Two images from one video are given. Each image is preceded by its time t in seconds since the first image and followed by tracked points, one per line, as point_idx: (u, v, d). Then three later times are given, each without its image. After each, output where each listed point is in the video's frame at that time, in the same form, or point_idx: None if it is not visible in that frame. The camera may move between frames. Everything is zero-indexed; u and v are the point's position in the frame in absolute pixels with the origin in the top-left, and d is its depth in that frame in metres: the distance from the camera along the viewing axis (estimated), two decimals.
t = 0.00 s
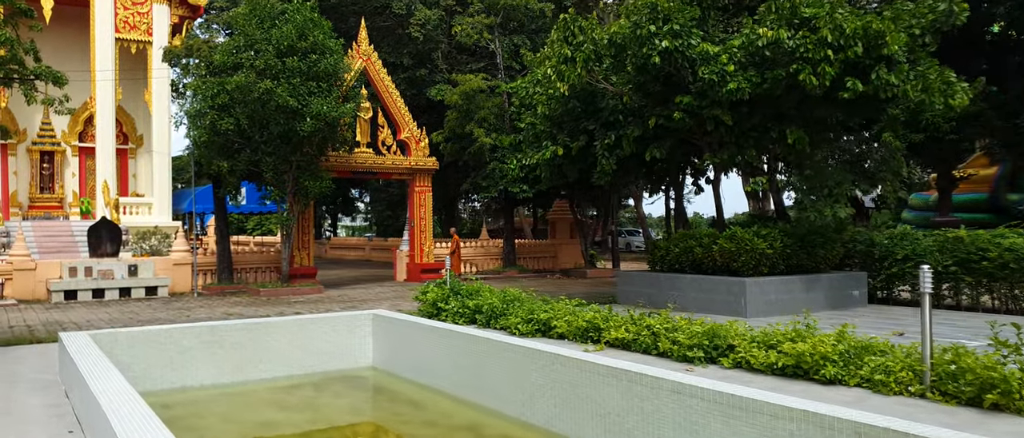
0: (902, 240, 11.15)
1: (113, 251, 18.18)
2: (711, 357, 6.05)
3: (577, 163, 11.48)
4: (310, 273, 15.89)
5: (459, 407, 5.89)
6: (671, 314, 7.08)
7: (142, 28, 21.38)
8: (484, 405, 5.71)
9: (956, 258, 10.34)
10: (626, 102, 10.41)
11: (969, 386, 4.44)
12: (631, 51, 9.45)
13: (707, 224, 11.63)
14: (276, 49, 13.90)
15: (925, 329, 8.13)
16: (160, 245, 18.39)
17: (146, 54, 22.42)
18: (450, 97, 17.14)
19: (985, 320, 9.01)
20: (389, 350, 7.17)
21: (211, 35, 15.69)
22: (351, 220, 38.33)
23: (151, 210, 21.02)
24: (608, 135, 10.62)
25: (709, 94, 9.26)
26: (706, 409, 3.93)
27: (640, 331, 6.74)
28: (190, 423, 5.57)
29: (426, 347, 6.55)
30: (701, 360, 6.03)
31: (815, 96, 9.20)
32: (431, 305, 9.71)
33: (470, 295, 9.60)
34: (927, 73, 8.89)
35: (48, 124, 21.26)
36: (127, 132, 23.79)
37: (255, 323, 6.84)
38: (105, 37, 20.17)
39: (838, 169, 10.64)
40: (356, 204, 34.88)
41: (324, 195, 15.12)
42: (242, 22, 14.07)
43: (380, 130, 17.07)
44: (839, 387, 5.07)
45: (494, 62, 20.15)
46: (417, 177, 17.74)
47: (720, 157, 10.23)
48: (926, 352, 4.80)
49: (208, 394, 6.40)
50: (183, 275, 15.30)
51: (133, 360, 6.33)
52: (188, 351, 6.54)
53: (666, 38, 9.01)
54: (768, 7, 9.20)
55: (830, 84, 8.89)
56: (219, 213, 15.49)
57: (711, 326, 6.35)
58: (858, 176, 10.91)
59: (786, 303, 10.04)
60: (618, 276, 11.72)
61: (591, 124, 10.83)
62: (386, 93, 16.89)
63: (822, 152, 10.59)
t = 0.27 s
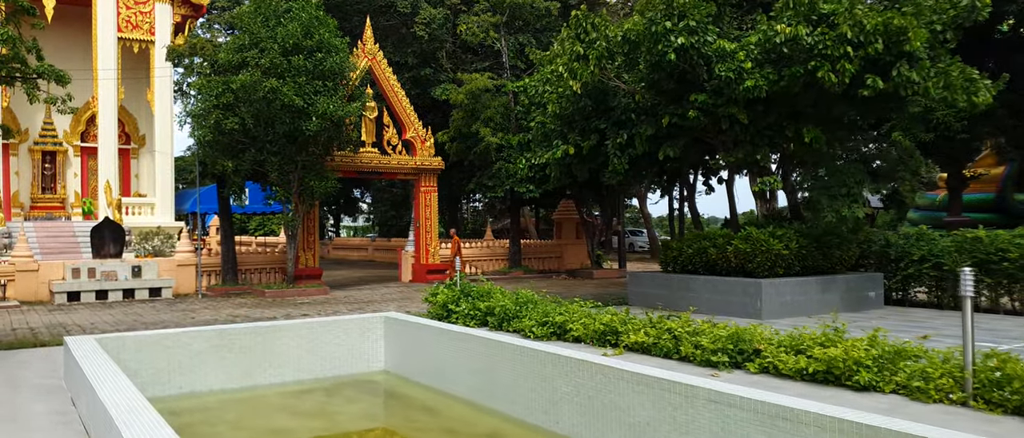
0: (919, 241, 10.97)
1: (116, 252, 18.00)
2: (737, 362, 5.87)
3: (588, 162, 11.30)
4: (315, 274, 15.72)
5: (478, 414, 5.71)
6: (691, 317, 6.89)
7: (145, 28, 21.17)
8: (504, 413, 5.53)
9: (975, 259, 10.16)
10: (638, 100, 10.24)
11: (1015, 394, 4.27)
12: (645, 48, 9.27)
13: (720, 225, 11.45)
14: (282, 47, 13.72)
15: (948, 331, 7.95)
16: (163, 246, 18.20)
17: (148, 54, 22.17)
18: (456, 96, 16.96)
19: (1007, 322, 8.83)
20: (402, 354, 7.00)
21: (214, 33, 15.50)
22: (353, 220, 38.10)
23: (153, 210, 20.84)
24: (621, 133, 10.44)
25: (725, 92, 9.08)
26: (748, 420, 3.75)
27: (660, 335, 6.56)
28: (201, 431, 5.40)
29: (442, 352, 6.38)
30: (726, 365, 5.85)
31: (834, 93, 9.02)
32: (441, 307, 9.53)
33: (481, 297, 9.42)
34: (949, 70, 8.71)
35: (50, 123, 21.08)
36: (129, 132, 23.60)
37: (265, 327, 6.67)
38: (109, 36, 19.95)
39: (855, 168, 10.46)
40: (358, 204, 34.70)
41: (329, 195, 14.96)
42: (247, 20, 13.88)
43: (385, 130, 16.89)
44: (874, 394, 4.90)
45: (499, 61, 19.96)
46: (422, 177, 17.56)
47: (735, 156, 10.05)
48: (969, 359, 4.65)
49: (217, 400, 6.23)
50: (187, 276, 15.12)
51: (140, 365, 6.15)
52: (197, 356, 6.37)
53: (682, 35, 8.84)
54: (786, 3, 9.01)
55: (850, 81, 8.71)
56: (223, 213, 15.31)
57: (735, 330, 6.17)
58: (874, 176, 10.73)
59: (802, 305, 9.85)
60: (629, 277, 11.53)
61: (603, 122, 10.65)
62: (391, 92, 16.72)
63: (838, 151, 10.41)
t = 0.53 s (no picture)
0: (936, 240, 10.76)
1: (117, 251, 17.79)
2: (762, 365, 5.66)
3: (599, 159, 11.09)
4: (320, 273, 15.52)
5: (495, 418, 5.50)
6: (711, 318, 6.68)
7: (146, 25, 21.09)
8: (523, 417, 5.32)
9: (995, 258, 9.94)
10: (651, 95, 10.03)
11: None
12: (660, 42, 9.06)
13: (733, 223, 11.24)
14: (286, 43, 13.52)
15: (974, 332, 7.73)
16: (165, 244, 17.90)
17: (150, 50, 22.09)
18: (461, 93, 16.75)
19: None
20: (413, 355, 6.79)
21: (217, 29, 15.30)
22: (355, 219, 37.88)
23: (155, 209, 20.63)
24: (632, 130, 10.23)
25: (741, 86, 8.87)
26: (790, 427, 3.55)
27: (681, 336, 6.35)
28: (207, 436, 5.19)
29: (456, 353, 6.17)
30: (751, 367, 5.64)
31: (853, 88, 8.80)
32: (451, 307, 9.32)
33: (491, 296, 9.21)
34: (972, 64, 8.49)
35: (50, 121, 20.90)
36: (131, 130, 23.40)
37: (273, 327, 6.46)
38: (109, 33, 19.78)
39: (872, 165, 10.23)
40: (361, 204, 34.49)
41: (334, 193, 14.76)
42: (250, 15, 13.67)
43: (390, 127, 16.69)
44: (911, 398, 4.70)
45: (504, 58, 19.75)
46: (427, 175, 17.35)
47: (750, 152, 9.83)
48: (1012, 362, 4.46)
49: (224, 402, 6.02)
50: (190, 276, 14.91)
51: (145, 366, 5.95)
52: (203, 357, 6.16)
53: (698, 28, 8.63)
54: None
55: (870, 76, 8.49)
56: (226, 212, 15.11)
57: (759, 331, 5.97)
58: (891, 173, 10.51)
59: (819, 305, 9.64)
60: (641, 276, 11.33)
61: (614, 119, 10.43)
62: (396, 89, 16.52)
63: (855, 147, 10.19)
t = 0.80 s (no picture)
0: (955, 240, 10.53)
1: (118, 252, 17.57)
2: (790, 370, 5.43)
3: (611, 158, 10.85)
4: (324, 274, 15.31)
5: (515, 427, 5.27)
6: (734, 321, 6.45)
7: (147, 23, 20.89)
8: (545, 426, 5.10)
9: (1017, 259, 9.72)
10: (665, 93, 9.80)
11: None
12: (675, 37, 8.82)
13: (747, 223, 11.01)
14: (290, 40, 13.30)
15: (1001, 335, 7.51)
16: (166, 245, 17.73)
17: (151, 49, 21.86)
18: (466, 92, 16.53)
19: None
20: (426, 360, 6.57)
21: (219, 27, 15.05)
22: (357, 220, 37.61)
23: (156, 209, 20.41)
24: (646, 128, 10.00)
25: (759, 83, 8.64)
26: None
27: (704, 340, 6.11)
28: None
29: (471, 358, 5.95)
30: (780, 374, 5.41)
31: (874, 85, 8.57)
32: (461, 309, 9.09)
33: (503, 298, 8.98)
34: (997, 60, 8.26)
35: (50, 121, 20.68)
36: (132, 130, 23.18)
37: (282, 331, 6.24)
38: (110, 31, 19.55)
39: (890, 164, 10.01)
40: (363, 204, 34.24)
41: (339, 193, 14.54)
42: (254, 12, 13.41)
43: (395, 126, 16.47)
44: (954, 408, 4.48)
45: (510, 56, 19.51)
46: (432, 175, 17.13)
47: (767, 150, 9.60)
48: None
49: (232, 410, 5.80)
50: (192, 277, 14.68)
51: (149, 372, 5.72)
52: (209, 362, 5.93)
53: (715, 23, 8.39)
54: None
55: (892, 72, 8.26)
56: (229, 212, 14.87)
57: (787, 336, 5.74)
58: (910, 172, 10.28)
59: (838, 306, 9.41)
60: (653, 278, 11.10)
61: (626, 116, 10.21)
62: (401, 88, 16.30)
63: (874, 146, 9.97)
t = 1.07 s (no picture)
0: (975, 239, 10.32)
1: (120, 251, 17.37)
2: (821, 373, 5.22)
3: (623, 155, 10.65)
4: (329, 274, 15.10)
5: (536, 433, 5.07)
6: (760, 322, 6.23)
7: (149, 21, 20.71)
8: (568, 432, 4.89)
9: None
10: (679, 88, 9.59)
11: None
12: (691, 31, 8.62)
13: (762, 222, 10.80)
14: (294, 36, 13.11)
15: None
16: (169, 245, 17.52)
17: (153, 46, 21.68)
18: (472, 89, 16.33)
19: None
20: (439, 362, 6.37)
21: (223, 24, 14.84)
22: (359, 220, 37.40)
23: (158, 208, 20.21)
24: (659, 124, 9.79)
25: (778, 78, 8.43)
26: None
27: (729, 342, 5.90)
28: None
29: (487, 360, 5.74)
30: (811, 377, 5.20)
31: (896, 80, 8.36)
32: (472, 310, 8.88)
33: (515, 298, 8.77)
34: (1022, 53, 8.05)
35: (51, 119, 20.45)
36: (133, 129, 22.95)
37: (291, 332, 6.04)
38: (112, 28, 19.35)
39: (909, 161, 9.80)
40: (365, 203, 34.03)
41: (344, 191, 14.34)
42: (259, 8, 13.21)
43: (400, 124, 16.27)
44: (999, 413, 4.28)
45: (516, 54, 19.31)
46: (438, 173, 16.93)
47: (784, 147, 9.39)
48: None
49: (240, 414, 5.60)
50: (195, 276, 14.48)
51: (155, 375, 5.52)
52: (216, 365, 5.73)
53: (733, 16, 8.18)
54: None
55: (915, 66, 8.05)
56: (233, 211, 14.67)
57: (816, 337, 5.53)
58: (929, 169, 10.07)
59: (856, 306, 9.21)
60: (665, 278, 10.89)
61: (639, 113, 10.01)
62: (407, 85, 16.10)
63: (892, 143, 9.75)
